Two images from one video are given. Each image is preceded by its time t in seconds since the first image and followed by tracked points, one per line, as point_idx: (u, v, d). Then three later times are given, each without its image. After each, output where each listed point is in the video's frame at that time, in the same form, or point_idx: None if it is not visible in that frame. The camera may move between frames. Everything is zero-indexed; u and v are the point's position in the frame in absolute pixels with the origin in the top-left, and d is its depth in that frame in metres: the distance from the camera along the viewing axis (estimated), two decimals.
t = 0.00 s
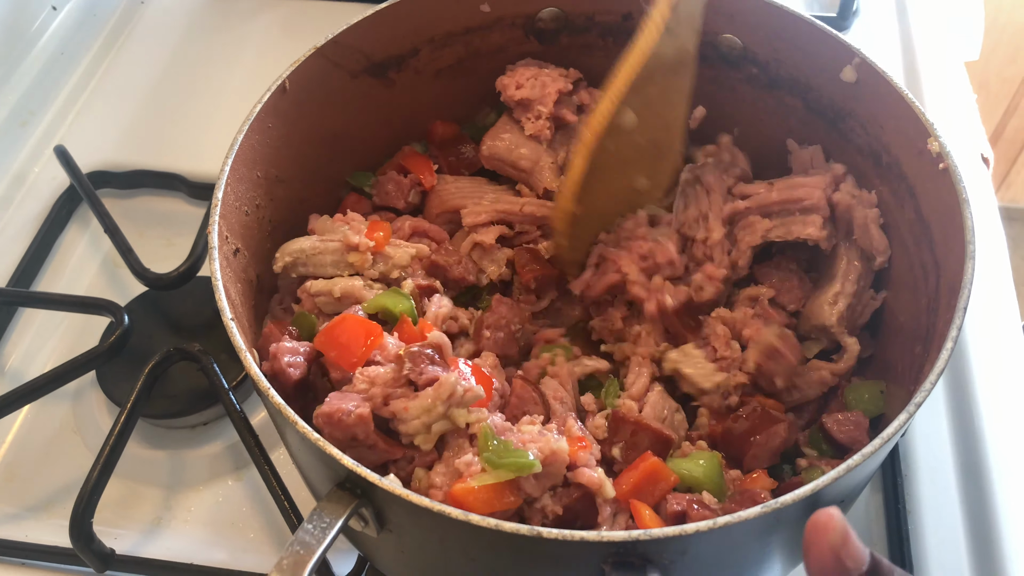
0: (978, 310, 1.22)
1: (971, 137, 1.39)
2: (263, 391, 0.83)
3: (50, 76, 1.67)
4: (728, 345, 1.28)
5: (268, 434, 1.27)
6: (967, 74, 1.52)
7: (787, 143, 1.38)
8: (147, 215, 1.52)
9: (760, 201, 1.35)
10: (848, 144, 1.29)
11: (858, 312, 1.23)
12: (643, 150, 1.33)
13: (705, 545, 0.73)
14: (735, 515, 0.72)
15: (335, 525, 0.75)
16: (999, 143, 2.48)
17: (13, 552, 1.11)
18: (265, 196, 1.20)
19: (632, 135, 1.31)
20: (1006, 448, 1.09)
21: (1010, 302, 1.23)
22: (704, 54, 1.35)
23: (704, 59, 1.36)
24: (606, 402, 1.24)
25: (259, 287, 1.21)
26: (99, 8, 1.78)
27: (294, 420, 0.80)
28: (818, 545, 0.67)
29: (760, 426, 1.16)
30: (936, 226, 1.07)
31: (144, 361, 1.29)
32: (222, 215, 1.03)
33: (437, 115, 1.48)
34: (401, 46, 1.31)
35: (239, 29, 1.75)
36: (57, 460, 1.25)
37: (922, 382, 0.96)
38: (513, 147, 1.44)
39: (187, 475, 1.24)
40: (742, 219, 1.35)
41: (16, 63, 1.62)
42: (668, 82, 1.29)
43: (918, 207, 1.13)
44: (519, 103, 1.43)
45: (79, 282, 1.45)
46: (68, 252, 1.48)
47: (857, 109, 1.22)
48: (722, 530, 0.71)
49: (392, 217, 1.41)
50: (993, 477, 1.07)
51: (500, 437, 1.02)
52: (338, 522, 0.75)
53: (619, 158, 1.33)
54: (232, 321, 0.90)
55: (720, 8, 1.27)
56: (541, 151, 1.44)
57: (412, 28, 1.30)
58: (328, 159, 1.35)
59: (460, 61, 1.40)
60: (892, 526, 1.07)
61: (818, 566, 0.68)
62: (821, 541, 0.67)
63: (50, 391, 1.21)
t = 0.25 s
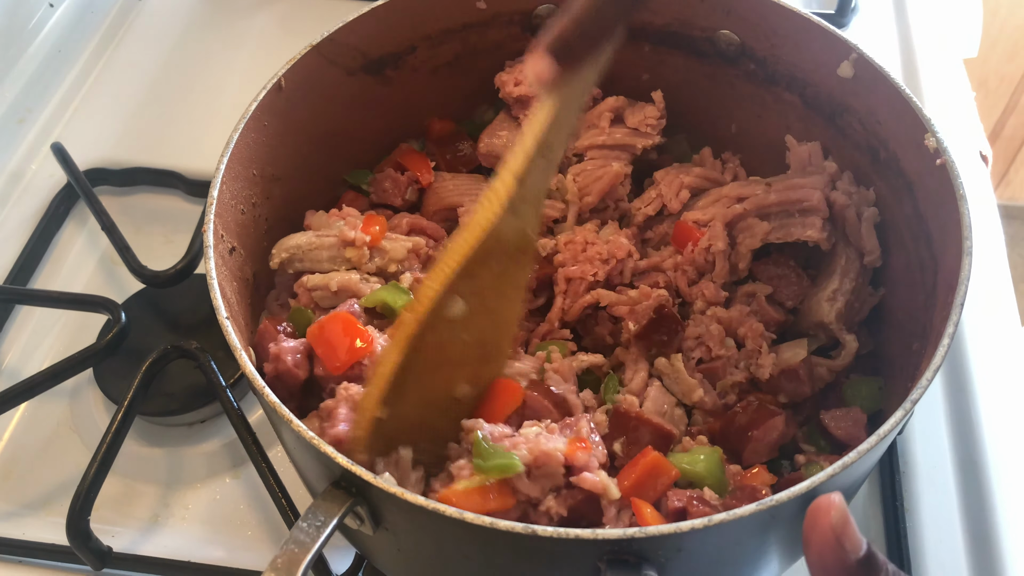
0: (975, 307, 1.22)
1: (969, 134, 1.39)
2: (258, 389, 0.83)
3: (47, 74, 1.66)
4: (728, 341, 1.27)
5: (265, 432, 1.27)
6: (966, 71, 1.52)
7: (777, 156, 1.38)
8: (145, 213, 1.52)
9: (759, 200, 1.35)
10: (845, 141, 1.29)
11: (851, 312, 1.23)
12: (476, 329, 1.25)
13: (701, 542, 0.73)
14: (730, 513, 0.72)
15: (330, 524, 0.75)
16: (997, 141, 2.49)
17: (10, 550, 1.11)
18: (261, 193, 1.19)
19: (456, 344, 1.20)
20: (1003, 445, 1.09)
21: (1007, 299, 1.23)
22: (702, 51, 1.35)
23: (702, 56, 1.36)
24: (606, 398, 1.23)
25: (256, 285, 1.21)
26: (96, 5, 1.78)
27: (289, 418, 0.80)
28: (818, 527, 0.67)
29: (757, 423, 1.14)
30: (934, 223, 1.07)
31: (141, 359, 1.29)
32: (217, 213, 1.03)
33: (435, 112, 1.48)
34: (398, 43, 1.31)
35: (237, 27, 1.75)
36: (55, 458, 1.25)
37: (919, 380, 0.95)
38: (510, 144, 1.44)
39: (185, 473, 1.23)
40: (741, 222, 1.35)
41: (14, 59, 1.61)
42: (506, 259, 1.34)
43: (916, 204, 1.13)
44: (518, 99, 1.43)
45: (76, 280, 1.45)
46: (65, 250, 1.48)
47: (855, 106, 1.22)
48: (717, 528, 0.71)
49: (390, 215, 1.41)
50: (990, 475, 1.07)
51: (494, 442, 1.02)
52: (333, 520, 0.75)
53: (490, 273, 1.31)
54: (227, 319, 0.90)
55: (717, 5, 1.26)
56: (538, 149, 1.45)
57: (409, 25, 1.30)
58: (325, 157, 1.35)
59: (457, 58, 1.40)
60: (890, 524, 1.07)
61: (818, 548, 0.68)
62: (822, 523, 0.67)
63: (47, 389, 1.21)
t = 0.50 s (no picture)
0: (973, 305, 1.22)
1: (967, 132, 1.39)
2: (256, 388, 0.82)
3: (44, 73, 1.66)
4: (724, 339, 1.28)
5: (263, 430, 1.26)
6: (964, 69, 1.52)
7: (783, 136, 1.38)
8: (142, 211, 1.52)
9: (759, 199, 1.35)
10: (844, 139, 1.29)
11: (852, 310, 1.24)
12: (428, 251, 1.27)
13: (699, 540, 0.73)
14: (728, 510, 0.72)
15: (327, 522, 0.75)
16: (996, 140, 2.49)
17: (8, 549, 1.11)
18: (258, 192, 1.19)
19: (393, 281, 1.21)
20: (1002, 442, 1.09)
21: (1006, 296, 1.23)
22: (700, 49, 1.35)
23: (701, 54, 1.36)
24: (628, 388, 1.23)
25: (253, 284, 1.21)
26: (94, 3, 1.77)
27: (287, 416, 0.80)
28: (820, 519, 0.67)
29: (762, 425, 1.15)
30: (931, 221, 1.07)
31: (139, 358, 1.29)
32: (214, 211, 1.03)
33: (433, 110, 1.48)
34: (395, 41, 1.31)
35: (234, 26, 1.75)
36: (53, 456, 1.25)
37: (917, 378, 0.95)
38: (507, 142, 1.43)
39: (183, 472, 1.23)
40: (740, 220, 1.36)
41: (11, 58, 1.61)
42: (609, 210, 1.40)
43: (914, 201, 1.13)
44: (514, 96, 1.43)
45: (74, 278, 1.44)
46: (62, 248, 1.47)
47: (853, 103, 1.22)
48: (715, 526, 0.71)
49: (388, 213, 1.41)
50: (988, 472, 1.07)
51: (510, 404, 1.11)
52: (330, 519, 0.75)
53: (608, 214, 1.40)
54: (224, 317, 0.90)
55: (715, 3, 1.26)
56: (535, 146, 1.44)
57: (406, 23, 1.29)
58: (323, 156, 1.35)
59: (454, 56, 1.40)
60: (888, 522, 1.07)
61: (818, 539, 0.68)
62: (823, 518, 0.67)
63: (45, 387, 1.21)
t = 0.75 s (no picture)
0: (974, 302, 1.22)
1: (967, 129, 1.39)
2: (255, 385, 0.82)
3: (43, 70, 1.65)
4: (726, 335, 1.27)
5: (263, 428, 1.26)
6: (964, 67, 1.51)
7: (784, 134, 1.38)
8: (141, 209, 1.51)
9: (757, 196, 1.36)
10: (844, 136, 1.28)
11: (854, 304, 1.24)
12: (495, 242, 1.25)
13: (700, 537, 0.73)
14: (729, 507, 0.71)
15: (327, 519, 0.75)
16: (995, 138, 2.48)
17: (7, 547, 1.11)
18: (258, 189, 1.19)
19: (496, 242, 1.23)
20: (1003, 439, 1.09)
21: (1006, 294, 1.23)
22: (700, 46, 1.35)
23: (701, 51, 1.36)
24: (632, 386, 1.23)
25: (252, 282, 1.20)
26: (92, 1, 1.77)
27: (286, 413, 0.80)
28: (813, 502, 0.65)
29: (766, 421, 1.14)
30: (932, 218, 1.07)
31: (138, 356, 1.29)
32: (213, 207, 1.02)
33: (433, 107, 1.47)
34: (395, 38, 1.31)
35: (234, 23, 1.74)
36: (52, 454, 1.25)
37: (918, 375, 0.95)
38: (509, 138, 1.44)
39: (182, 470, 1.23)
40: (740, 217, 1.37)
41: (9, 56, 1.60)
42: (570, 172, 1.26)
43: (914, 198, 1.13)
44: (516, 93, 1.43)
45: (73, 276, 1.44)
46: (61, 246, 1.47)
47: (853, 100, 1.22)
48: (717, 523, 0.70)
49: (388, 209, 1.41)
50: (988, 470, 1.07)
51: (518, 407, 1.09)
52: (331, 516, 0.75)
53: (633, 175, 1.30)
54: (224, 314, 0.89)
55: None
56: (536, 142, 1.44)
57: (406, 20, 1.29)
58: (322, 153, 1.35)
59: (454, 53, 1.39)
60: (889, 520, 1.07)
61: (812, 525, 0.66)
62: (815, 500, 0.65)
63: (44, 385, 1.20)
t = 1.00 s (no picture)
0: (972, 303, 1.22)
1: (966, 130, 1.39)
2: (255, 385, 0.82)
3: (42, 70, 1.65)
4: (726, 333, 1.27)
5: (262, 428, 1.26)
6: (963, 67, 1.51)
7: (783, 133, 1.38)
8: (140, 209, 1.51)
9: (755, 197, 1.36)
10: (843, 135, 1.29)
11: (851, 301, 1.24)
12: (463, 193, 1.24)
13: (698, 537, 0.73)
14: (729, 507, 0.71)
15: (327, 520, 0.75)
16: (994, 138, 2.48)
17: (7, 547, 1.11)
18: (257, 189, 1.19)
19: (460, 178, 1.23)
20: (1002, 439, 1.09)
21: (1005, 294, 1.23)
22: (699, 46, 1.35)
23: (700, 51, 1.36)
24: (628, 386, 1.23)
25: (252, 282, 1.20)
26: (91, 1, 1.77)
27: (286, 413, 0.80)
28: (798, 505, 0.66)
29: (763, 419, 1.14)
30: (930, 218, 1.07)
31: (137, 356, 1.29)
32: (213, 208, 1.02)
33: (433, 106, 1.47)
34: (394, 38, 1.31)
35: (233, 23, 1.74)
36: (51, 454, 1.25)
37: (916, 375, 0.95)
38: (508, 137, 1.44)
39: (181, 470, 1.23)
40: (739, 217, 1.38)
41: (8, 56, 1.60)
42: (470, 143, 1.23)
43: (913, 198, 1.13)
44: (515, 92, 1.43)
45: (72, 276, 1.44)
46: (60, 246, 1.47)
47: (852, 100, 1.22)
48: (715, 522, 0.71)
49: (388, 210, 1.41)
50: (988, 470, 1.07)
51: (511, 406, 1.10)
52: (330, 516, 0.75)
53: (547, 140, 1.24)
54: (223, 314, 0.89)
55: None
56: (536, 141, 1.43)
57: (405, 20, 1.29)
58: (322, 153, 1.35)
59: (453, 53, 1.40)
60: (888, 520, 1.07)
61: (799, 527, 0.67)
62: (799, 502, 0.66)
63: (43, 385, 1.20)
